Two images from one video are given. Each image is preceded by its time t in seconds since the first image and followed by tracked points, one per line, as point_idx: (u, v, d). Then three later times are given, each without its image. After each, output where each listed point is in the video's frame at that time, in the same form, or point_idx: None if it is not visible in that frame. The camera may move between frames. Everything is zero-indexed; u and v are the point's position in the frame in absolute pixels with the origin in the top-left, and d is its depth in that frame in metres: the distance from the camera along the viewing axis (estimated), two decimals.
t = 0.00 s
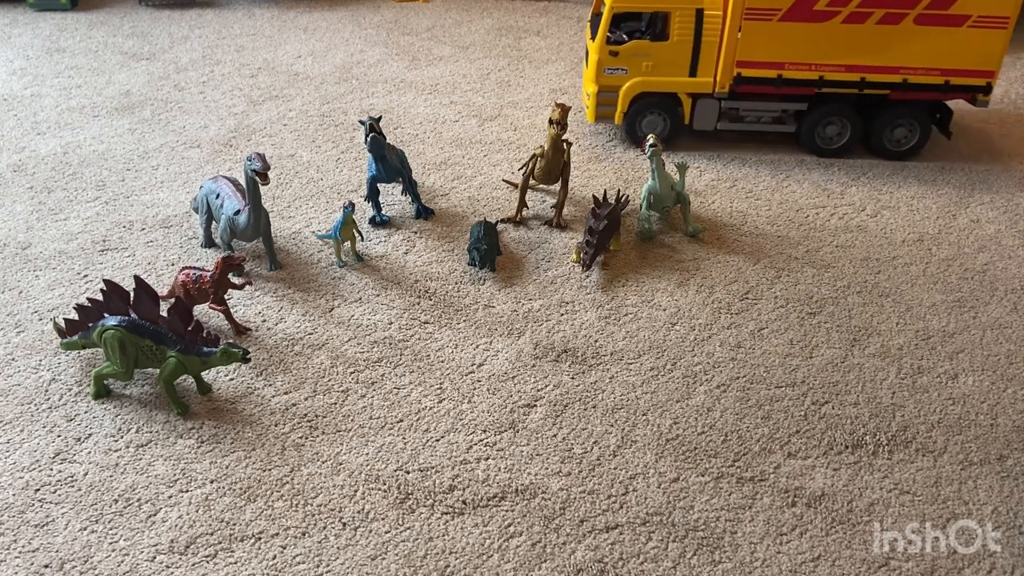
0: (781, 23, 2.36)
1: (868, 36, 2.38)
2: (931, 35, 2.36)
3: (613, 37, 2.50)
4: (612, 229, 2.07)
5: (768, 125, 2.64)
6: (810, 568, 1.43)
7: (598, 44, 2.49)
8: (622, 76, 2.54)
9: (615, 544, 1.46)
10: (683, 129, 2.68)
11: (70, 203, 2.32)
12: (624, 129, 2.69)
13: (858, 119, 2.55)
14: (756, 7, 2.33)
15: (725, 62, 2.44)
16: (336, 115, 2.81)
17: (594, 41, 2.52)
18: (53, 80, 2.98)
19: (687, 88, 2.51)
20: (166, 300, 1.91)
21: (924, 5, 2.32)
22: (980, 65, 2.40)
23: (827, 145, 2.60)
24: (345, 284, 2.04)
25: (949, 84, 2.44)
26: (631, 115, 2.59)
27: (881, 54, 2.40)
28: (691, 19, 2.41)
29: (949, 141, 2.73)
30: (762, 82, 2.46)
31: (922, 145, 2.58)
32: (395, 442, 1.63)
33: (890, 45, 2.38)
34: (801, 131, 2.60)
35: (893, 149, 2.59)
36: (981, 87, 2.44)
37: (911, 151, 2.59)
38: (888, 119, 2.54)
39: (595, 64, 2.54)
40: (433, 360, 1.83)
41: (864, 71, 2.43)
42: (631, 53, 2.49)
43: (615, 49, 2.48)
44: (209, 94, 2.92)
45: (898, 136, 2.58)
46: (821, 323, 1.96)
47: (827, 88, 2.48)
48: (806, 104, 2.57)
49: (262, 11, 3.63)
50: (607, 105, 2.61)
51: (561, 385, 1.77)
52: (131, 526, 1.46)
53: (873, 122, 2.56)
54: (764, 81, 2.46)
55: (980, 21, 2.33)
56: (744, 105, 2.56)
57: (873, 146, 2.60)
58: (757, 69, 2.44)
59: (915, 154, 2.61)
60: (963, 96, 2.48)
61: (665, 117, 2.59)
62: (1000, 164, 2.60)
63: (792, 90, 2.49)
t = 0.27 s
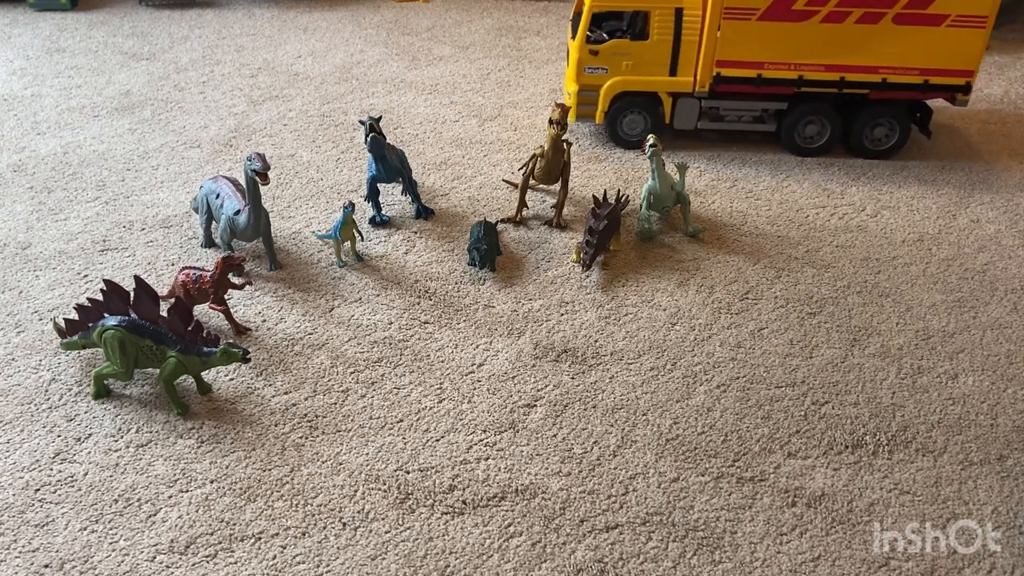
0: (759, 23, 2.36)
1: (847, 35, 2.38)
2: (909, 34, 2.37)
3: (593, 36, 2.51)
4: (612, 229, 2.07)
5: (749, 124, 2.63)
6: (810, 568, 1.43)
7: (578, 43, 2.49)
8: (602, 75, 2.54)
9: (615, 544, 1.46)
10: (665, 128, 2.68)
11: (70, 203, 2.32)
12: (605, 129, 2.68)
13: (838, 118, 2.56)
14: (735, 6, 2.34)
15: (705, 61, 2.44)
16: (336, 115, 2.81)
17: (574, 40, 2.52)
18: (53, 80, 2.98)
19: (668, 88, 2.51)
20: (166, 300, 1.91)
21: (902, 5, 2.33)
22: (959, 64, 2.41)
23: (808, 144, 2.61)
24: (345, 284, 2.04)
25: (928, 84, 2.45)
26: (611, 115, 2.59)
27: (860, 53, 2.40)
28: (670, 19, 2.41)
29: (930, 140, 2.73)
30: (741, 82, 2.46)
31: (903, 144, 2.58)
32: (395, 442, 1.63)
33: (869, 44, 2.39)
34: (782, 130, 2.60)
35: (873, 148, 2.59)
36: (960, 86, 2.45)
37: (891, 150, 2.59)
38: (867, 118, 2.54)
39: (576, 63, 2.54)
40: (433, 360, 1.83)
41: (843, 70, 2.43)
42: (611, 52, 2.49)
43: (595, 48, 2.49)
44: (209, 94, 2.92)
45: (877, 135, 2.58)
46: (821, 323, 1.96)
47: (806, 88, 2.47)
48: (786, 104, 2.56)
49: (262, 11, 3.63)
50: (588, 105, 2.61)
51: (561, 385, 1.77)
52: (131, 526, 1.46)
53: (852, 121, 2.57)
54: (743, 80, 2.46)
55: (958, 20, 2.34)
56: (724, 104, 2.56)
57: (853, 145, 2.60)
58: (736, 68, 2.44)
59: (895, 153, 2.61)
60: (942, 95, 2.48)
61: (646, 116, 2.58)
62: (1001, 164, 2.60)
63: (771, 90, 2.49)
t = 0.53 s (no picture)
0: (741, 22, 2.36)
1: (828, 34, 2.38)
2: (890, 34, 2.37)
3: (576, 35, 2.51)
4: (613, 229, 2.07)
5: (732, 123, 2.63)
6: (810, 568, 1.43)
7: (561, 42, 2.49)
8: (585, 74, 2.54)
9: (615, 544, 1.46)
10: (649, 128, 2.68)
11: (70, 203, 2.32)
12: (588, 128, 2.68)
13: (821, 117, 2.56)
14: (715, 6, 2.34)
15: (686, 60, 2.44)
16: (336, 115, 2.81)
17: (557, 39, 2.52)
18: (53, 80, 2.98)
19: (651, 87, 2.51)
20: (166, 300, 1.91)
21: (883, 4, 2.33)
22: (940, 64, 2.41)
23: (791, 143, 2.60)
24: (345, 284, 2.04)
25: (909, 83, 2.45)
26: (594, 114, 2.59)
27: (842, 52, 2.40)
28: (652, 18, 2.41)
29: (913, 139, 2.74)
30: (723, 81, 2.47)
31: (885, 143, 2.59)
32: (395, 442, 1.63)
33: (851, 43, 2.39)
34: (765, 128, 2.60)
35: (856, 146, 2.60)
36: (942, 85, 2.45)
37: (874, 149, 2.60)
38: (850, 118, 2.54)
39: (559, 62, 2.54)
40: (433, 360, 1.83)
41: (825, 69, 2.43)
42: (594, 52, 2.50)
43: (578, 47, 2.49)
44: (209, 93, 2.92)
45: (860, 134, 2.59)
46: (821, 323, 1.96)
47: (788, 87, 2.48)
48: (769, 103, 2.56)
49: (262, 11, 3.63)
50: (571, 104, 2.61)
51: (561, 385, 1.77)
52: (131, 526, 1.46)
53: (835, 121, 2.57)
54: (725, 79, 2.46)
55: (939, 20, 2.34)
56: (707, 103, 2.56)
57: (836, 143, 2.61)
58: (717, 68, 2.44)
59: (877, 152, 2.62)
60: (924, 94, 2.49)
61: (629, 116, 2.58)
62: (1001, 164, 2.59)
63: (753, 90, 2.49)
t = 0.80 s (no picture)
0: (742, 40, 2.39)
1: (829, 52, 2.40)
2: (890, 52, 2.39)
3: (579, 54, 2.53)
4: (612, 245, 2.08)
5: (734, 140, 2.64)
6: None
7: (564, 60, 2.51)
8: (588, 92, 2.55)
9: (615, 561, 1.45)
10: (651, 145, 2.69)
11: (72, 221, 2.33)
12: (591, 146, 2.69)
13: (822, 133, 2.57)
14: (717, 24, 2.37)
15: (688, 78, 2.47)
16: (337, 132, 2.83)
17: (560, 58, 2.54)
18: (56, 99, 3.01)
19: (653, 105, 2.53)
20: (167, 317, 1.92)
21: (883, 22, 2.35)
22: (941, 81, 2.43)
23: (793, 160, 2.61)
24: (345, 300, 2.04)
25: (910, 100, 2.47)
26: (597, 131, 2.59)
27: (844, 69, 2.42)
28: (655, 36, 2.43)
29: (911, 155, 2.75)
30: (725, 98, 2.49)
31: (886, 159, 2.60)
32: (395, 458, 1.63)
33: (852, 61, 2.41)
34: (766, 145, 2.61)
35: (857, 163, 2.61)
36: (943, 102, 2.47)
37: (875, 165, 2.61)
38: (852, 134, 2.55)
39: (562, 80, 2.55)
40: (434, 376, 1.83)
41: (827, 87, 2.45)
42: (596, 70, 2.51)
43: (581, 65, 2.51)
44: (211, 111, 2.94)
45: (862, 150, 2.60)
46: (821, 338, 1.97)
47: (790, 105, 2.49)
48: (770, 120, 2.57)
49: (264, 30, 3.66)
50: (575, 121, 2.62)
51: (561, 401, 1.77)
52: (131, 544, 1.46)
53: (837, 137, 2.58)
54: (727, 97, 2.48)
55: (939, 37, 2.37)
56: (709, 120, 2.57)
57: (837, 160, 2.62)
58: (719, 85, 2.46)
59: (878, 168, 2.63)
60: (925, 112, 2.50)
61: (631, 133, 2.59)
62: (999, 180, 2.61)
63: (755, 107, 2.51)
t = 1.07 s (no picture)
0: (743, 40, 2.39)
1: (829, 52, 2.40)
2: (890, 52, 2.39)
3: (579, 54, 2.53)
4: (611, 245, 2.09)
5: (734, 140, 2.64)
6: None
7: (564, 60, 2.51)
8: (588, 92, 2.55)
9: (615, 561, 1.45)
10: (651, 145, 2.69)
11: (72, 221, 2.33)
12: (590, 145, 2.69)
13: (822, 133, 2.57)
14: (717, 24, 2.37)
15: (688, 78, 2.47)
16: (337, 132, 2.83)
17: (561, 57, 2.54)
18: (57, 99, 3.01)
19: (653, 104, 2.53)
20: (167, 318, 1.92)
21: (883, 22, 2.35)
22: (941, 81, 2.43)
23: (793, 160, 2.61)
24: (345, 300, 2.04)
25: (910, 100, 2.47)
26: (597, 131, 2.59)
27: (844, 70, 2.42)
28: (655, 36, 2.43)
29: (909, 155, 2.75)
30: (725, 98, 2.48)
31: (885, 159, 2.60)
32: (395, 459, 1.63)
33: (852, 61, 2.41)
34: (766, 145, 2.61)
35: (856, 163, 2.61)
36: (943, 103, 2.47)
37: (875, 165, 2.61)
38: (852, 134, 2.55)
39: (562, 80, 2.55)
40: (434, 376, 1.83)
41: (827, 87, 2.45)
42: (596, 70, 2.51)
43: (581, 65, 2.51)
44: (211, 112, 2.94)
45: (862, 150, 2.60)
46: (821, 338, 1.96)
47: (790, 105, 2.49)
48: (771, 119, 2.57)
49: (264, 30, 3.66)
50: (575, 121, 2.62)
51: (561, 401, 1.77)
52: (131, 544, 1.46)
53: (837, 137, 2.58)
54: (727, 97, 2.48)
55: (940, 37, 2.37)
56: (710, 120, 2.57)
57: (837, 160, 2.61)
58: (719, 85, 2.46)
59: (878, 168, 2.63)
60: (925, 112, 2.51)
61: (631, 133, 2.60)
62: (1000, 180, 2.61)
63: (755, 107, 2.51)
